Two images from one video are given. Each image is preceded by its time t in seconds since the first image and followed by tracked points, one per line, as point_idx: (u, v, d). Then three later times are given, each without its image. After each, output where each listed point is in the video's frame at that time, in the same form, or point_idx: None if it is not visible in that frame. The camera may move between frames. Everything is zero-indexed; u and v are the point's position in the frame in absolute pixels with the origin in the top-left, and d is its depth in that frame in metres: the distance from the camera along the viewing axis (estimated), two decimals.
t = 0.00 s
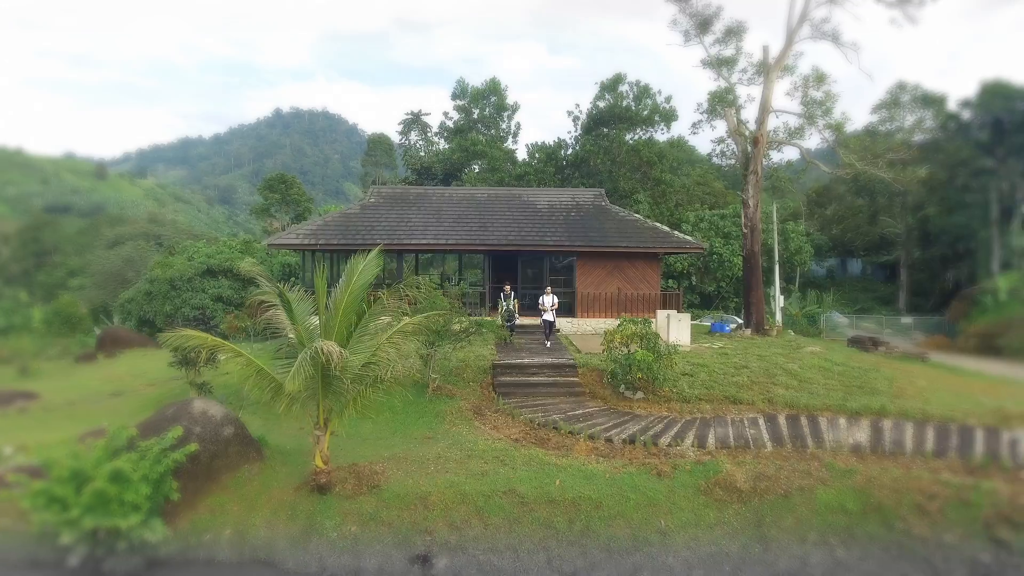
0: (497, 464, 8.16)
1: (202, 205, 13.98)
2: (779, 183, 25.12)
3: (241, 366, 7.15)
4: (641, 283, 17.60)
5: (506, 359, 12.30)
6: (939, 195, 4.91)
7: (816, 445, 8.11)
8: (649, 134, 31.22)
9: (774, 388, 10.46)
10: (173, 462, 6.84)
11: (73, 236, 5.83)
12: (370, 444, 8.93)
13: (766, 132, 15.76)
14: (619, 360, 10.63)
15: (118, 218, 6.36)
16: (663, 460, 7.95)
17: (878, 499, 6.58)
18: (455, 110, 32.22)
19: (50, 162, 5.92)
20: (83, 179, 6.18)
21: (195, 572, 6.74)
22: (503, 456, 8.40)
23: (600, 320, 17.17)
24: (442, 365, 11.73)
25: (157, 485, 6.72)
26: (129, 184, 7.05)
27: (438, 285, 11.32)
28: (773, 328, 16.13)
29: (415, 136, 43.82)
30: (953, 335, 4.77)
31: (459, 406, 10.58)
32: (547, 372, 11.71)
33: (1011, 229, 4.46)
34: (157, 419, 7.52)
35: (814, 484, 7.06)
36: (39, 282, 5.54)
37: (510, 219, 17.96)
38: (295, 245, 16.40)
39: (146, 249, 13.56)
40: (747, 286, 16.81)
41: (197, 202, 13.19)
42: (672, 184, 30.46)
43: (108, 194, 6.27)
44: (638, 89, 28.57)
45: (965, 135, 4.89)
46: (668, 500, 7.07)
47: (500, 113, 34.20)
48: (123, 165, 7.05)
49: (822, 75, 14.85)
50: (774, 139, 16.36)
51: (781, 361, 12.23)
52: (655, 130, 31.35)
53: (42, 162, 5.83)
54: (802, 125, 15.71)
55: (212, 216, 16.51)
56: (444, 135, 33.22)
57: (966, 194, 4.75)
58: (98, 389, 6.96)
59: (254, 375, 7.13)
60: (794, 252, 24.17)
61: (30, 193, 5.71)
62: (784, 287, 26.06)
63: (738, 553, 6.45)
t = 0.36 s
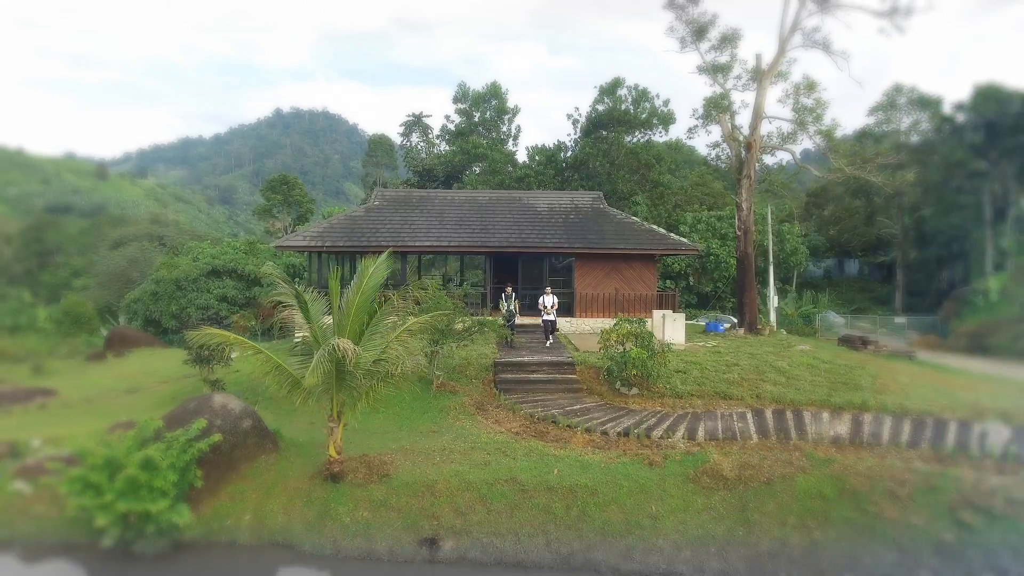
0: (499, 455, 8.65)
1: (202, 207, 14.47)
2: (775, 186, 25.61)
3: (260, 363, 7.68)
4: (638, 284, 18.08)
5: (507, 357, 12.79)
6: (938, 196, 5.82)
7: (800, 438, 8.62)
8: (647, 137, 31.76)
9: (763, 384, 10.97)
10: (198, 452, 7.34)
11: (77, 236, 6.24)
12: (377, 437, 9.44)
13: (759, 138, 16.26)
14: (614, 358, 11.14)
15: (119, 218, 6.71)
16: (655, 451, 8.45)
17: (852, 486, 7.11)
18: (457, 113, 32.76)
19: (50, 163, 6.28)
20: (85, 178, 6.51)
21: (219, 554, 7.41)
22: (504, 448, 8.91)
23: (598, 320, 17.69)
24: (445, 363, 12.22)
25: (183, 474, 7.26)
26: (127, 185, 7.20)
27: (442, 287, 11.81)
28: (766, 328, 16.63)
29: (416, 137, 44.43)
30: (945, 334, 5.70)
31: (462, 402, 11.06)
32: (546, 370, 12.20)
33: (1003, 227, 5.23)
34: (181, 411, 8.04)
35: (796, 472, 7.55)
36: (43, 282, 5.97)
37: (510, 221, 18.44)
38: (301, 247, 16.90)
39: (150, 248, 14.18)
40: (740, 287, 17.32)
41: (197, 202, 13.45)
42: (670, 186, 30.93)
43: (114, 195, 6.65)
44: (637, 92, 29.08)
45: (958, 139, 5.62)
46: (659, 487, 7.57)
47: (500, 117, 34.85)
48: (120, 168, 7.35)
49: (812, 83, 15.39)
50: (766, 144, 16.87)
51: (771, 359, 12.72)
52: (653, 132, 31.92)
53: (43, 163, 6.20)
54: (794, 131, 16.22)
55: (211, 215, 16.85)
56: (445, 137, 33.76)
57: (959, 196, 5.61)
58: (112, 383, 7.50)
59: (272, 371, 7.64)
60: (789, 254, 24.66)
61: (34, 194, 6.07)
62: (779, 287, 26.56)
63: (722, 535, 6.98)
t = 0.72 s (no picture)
0: (501, 445, 9.27)
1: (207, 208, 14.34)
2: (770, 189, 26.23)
3: (280, 359, 8.29)
4: (634, 285, 18.69)
5: (508, 355, 13.40)
6: (933, 196, 5.17)
7: (782, 429, 9.23)
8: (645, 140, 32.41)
9: (751, 380, 11.57)
10: (223, 440, 7.94)
11: (78, 236, 5.64)
12: (387, 429, 10.04)
13: (750, 144, 16.87)
14: (610, 355, 11.76)
15: (121, 218, 6.10)
16: (646, 441, 9.07)
17: (827, 473, 7.74)
18: (458, 117, 33.42)
19: (50, 161, 5.65)
20: (86, 178, 5.85)
21: (242, 535, 8.03)
22: (506, 438, 9.52)
23: (596, 319, 18.29)
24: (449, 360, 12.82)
25: (209, 461, 7.86)
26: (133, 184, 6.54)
27: (446, 288, 12.40)
28: (758, 327, 17.25)
29: (418, 140, 45.11)
30: (936, 333, 4.73)
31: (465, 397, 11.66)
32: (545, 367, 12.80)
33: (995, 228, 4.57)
34: (205, 404, 8.67)
35: (776, 460, 8.17)
36: (46, 282, 5.40)
37: (511, 224, 19.05)
38: (310, 249, 17.48)
39: (156, 249, 14.69)
40: (734, 288, 17.92)
41: (199, 202, 12.44)
42: (668, 188, 31.53)
43: (122, 197, 6.04)
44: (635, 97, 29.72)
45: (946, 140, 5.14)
46: (649, 473, 8.19)
47: (501, 120, 35.50)
48: (122, 166, 6.62)
49: (801, 91, 16.03)
50: (758, 149, 17.46)
51: (761, 357, 13.32)
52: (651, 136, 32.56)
53: (44, 162, 5.57)
54: (784, 137, 16.82)
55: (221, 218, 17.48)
56: (447, 140, 34.44)
57: (951, 197, 4.95)
58: (130, 381, 7.75)
59: (291, 367, 8.25)
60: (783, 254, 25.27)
61: (34, 192, 5.46)
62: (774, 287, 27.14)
63: (707, 517, 7.58)
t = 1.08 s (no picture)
0: (503, 436, 9.88)
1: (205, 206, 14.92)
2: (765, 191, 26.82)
3: (296, 355, 8.89)
4: (631, 286, 19.30)
5: (509, 352, 14.01)
6: (928, 199, 5.37)
7: (766, 421, 9.84)
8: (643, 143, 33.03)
9: (740, 376, 12.18)
10: (245, 431, 8.51)
11: (80, 236, 6.33)
12: (395, 423, 10.65)
13: (743, 150, 17.46)
14: (607, 352, 12.34)
15: (121, 216, 6.82)
16: (639, 432, 9.68)
17: (805, 460, 8.35)
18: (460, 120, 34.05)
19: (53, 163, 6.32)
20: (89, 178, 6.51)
21: (262, 518, 8.65)
22: (507, 430, 10.13)
23: (594, 319, 18.91)
24: (453, 358, 13.43)
25: (232, 450, 8.46)
26: (135, 184, 7.08)
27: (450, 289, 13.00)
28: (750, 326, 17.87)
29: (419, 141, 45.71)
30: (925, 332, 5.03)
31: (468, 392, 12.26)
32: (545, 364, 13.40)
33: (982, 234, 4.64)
34: (226, 397, 9.30)
35: (760, 449, 8.77)
36: (51, 281, 6.23)
37: (512, 226, 19.65)
38: (317, 250, 18.08)
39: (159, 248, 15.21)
40: (727, 289, 18.53)
41: (197, 200, 12.78)
42: (665, 190, 32.12)
43: (121, 196, 6.71)
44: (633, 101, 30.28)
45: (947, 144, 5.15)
46: (641, 462, 8.81)
47: (502, 123, 36.13)
48: (125, 166, 7.29)
49: (791, 100, 16.65)
50: (750, 155, 18.06)
51: (751, 354, 13.92)
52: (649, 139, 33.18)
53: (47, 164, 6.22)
54: (775, 143, 17.43)
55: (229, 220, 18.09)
56: (449, 143, 35.07)
57: (945, 200, 5.12)
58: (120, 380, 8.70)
59: (306, 362, 8.86)
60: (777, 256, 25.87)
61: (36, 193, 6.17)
62: (770, 288, 27.70)
63: (693, 501, 8.20)
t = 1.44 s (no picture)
0: (504, 429, 10.41)
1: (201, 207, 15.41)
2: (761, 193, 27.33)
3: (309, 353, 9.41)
4: (627, 286, 19.82)
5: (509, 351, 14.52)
6: (924, 200, 6.25)
7: (754, 415, 10.36)
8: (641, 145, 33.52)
9: (731, 373, 12.71)
10: (262, 423, 9.05)
11: (81, 236, 6.88)
12: (401, 417, 11.18)
13: (736, 155, 17.98)
14: (604, 350, 12.84)
15: (121, 217, 7.39)
16: (634, 426, 10.20)
17: (788, 451, 8.87)
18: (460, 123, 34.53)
19: (54, 165, 6.89)
20: (86, 178, 7.13)
21: (278, 506, 9.18)
22: (508, 424, 10.67)
23: (592, 319, 19.45)
24: (455, 356, 13.96)
25: (250, 441, 8.99)
26: (128, 184, 7.69)
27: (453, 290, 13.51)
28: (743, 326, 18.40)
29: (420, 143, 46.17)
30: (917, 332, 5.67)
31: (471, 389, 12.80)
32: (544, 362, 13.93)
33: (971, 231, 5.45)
34: (243, 392, 9.84)
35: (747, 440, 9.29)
36: (54, 281, 6.66)
37: (512, 228, 20.17)
38: (323, 252, 18.58)
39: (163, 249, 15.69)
40: (721, 289, 19.05)
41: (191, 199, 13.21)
42: (663, 191, 32.62)
43: (115, 194, 7.28)
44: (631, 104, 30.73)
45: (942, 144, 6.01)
46: (635, 453, 9.32)
47: (501, 126, 36.60)
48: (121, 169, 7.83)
49: (783, 106, 17.19)
50: (744, 159, 18.57)
51: (742, 352, 14.45)
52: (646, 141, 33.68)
53: (47, 165, 6.82)
54: (768, 148, 17.94)
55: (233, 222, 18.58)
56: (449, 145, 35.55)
57: (940, 201, 5.98)
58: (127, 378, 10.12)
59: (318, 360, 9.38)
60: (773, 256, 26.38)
61: (37, 193, 6.76)
62: (765, 288, 28.21)
63: (683, 490, 8.73)
